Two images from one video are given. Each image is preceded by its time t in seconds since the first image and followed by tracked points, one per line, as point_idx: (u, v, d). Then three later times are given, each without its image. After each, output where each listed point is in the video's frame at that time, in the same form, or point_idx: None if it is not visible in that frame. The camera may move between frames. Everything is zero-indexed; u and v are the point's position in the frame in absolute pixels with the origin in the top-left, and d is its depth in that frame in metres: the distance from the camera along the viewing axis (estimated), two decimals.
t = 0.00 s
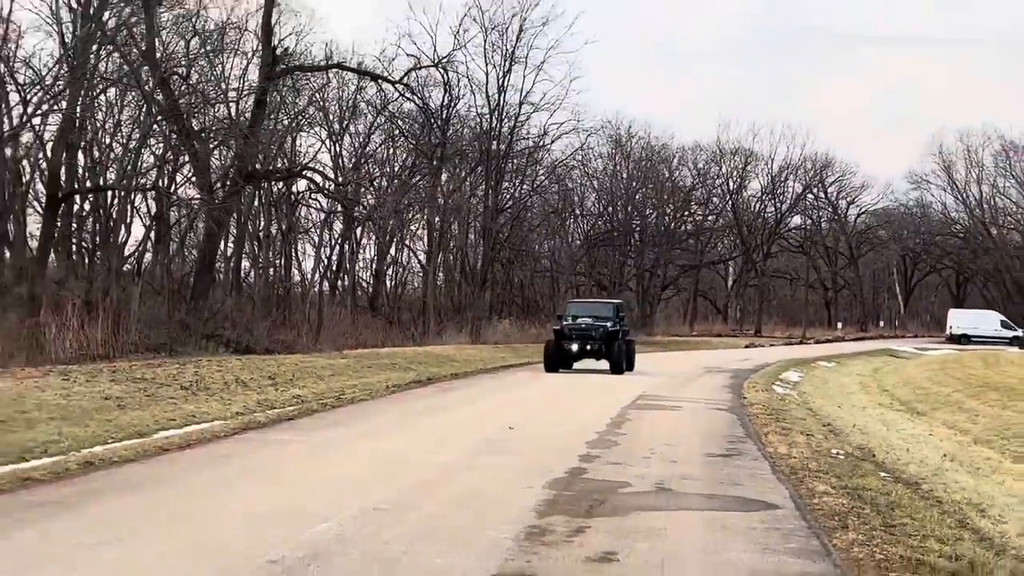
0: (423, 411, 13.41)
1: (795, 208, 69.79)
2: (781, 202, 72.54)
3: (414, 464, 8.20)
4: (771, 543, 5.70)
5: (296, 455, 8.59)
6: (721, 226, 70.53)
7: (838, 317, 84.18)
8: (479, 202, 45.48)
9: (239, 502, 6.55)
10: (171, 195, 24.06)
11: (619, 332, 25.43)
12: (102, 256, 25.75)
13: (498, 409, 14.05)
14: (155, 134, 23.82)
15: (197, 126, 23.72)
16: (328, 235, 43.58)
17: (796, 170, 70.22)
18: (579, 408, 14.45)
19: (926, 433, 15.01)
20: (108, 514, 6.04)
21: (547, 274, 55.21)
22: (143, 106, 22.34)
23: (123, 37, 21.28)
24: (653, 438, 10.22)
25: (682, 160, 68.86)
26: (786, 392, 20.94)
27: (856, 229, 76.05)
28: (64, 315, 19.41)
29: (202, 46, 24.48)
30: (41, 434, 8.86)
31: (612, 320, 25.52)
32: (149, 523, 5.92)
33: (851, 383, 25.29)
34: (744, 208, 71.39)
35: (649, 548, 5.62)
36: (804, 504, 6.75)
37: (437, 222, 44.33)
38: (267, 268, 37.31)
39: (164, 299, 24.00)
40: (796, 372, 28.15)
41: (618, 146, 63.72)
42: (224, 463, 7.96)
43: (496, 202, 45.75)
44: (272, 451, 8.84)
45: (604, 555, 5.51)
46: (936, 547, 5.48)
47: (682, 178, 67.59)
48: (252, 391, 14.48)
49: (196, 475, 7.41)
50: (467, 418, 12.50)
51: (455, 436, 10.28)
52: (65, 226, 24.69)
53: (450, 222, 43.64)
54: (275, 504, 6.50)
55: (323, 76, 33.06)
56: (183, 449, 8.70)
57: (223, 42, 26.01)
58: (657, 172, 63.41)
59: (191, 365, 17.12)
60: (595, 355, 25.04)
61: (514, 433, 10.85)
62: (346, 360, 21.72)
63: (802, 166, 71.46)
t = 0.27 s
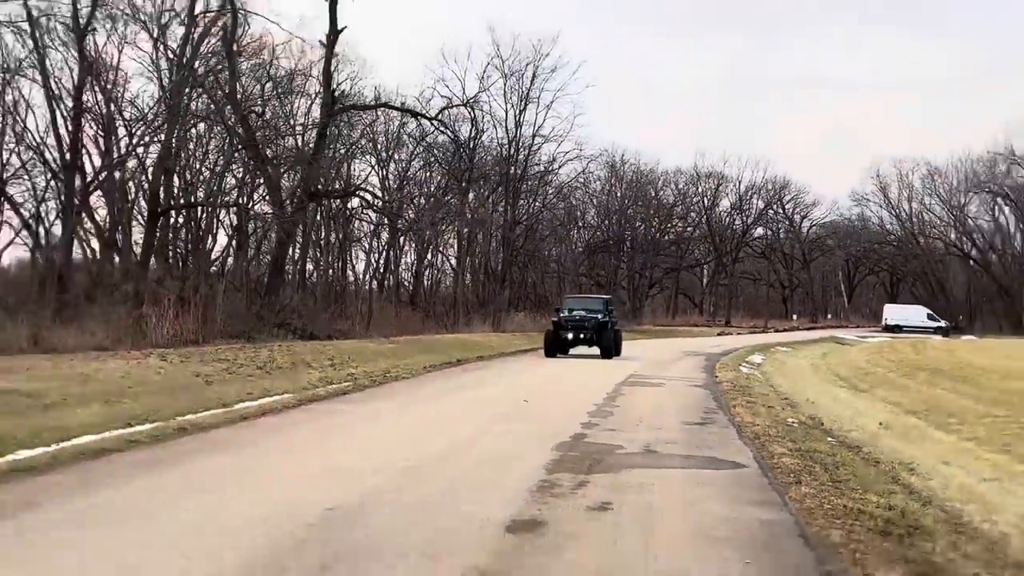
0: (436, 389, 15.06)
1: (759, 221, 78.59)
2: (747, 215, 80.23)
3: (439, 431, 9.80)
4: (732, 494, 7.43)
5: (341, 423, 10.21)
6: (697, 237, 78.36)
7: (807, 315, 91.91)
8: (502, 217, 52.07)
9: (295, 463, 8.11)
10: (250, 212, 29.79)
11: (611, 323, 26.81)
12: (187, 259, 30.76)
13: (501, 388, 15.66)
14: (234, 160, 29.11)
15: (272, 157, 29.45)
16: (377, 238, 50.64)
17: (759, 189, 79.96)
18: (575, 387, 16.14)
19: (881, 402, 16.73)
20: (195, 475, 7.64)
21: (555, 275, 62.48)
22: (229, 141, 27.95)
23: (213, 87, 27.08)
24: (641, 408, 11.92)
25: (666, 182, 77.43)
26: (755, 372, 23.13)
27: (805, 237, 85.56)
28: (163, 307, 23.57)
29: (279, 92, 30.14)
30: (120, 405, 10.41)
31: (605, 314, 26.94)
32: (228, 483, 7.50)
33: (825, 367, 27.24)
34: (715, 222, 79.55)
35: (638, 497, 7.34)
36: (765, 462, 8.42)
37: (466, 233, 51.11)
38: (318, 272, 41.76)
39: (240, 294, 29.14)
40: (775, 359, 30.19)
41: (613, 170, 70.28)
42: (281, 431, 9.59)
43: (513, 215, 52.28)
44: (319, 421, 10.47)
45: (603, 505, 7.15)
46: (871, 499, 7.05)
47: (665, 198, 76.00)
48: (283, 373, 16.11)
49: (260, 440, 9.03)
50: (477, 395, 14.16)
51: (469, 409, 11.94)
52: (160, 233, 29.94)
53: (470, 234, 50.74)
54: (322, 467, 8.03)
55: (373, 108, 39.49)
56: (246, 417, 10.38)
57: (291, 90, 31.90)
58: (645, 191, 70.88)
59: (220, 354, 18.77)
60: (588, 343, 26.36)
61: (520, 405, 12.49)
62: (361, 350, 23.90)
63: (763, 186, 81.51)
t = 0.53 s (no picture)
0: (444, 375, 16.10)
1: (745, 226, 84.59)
2: (734, 220, 85.95)
3: (454, 411, 10.79)
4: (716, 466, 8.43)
5: (365, 403, 11.23)
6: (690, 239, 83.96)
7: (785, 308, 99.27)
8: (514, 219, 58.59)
9: (327, 440, 9.08)
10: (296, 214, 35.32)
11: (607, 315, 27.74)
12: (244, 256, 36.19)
13: (505, 373, 16.64)
14: (284, 169, 34.79)
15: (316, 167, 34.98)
16: (406, 240, 56.30)
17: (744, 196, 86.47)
18: (574, 372, 17.17)
19: (858, 383, 17.83)
20: (242, 448, 8.64)
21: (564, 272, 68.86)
22: (278, 152, 33.42)
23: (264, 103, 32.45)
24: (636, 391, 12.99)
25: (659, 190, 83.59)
26: (740, 359, 24.65)
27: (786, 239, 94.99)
28: (222, 300, 27.43)
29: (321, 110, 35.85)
30: (160, 386, 11.33)
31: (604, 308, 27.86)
32: (271, 456, 8.48)
33: (811, 355, 28.57)
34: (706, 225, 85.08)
35: (636, 469, 8.33)
36: (748, 440, 9.39)
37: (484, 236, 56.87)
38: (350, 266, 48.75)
39: (294, 282, 34.17)
40: (765, 349, 31.65)
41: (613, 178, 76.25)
42: (313, 409, 10.62)
43: (525, 220, 58.65)
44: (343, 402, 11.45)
45: (605, 476, 8.12)
46: (842, 472, 7.99)
47: (660, 204, 81.83)
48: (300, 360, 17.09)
49: (296, 418, 10.04)
50: (484, 380, 15.17)
51: (478, 392, 12.94)
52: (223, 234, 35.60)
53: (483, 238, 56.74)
54: (351, 444, 9.00)
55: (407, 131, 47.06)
56: (280, 395, 11.40)
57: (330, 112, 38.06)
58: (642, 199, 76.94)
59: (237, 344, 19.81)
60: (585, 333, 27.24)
61: (524, 388, 13.48)
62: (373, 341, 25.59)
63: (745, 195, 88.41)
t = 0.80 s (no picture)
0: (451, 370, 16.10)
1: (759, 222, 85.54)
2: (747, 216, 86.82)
3: (467, 407, 10.80)
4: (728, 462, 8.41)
5: (375, 398, 11.24)
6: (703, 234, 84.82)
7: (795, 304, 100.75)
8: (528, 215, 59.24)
9: (338, 436, 9.09)
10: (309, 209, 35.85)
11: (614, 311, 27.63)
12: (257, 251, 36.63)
13: (512, 368, 16.62)
14: (297, 165, 35.26)
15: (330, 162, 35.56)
16: (418, 236, 56.95)
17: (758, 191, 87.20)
18: (581, 368, 17.17)
19: (865, 377, 17.85)
20: (254, 443, 8.68)
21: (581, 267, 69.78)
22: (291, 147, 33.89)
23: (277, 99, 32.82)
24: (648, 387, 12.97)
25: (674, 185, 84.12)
26: (753, 355, 24.65)
27: (800, 236, 96.16)
28: (234, 296, 27.69)
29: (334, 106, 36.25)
30: (168, 380, 11.32)
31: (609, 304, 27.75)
32: (283, 450, 8.50)
33: (818, 349, 28.63)
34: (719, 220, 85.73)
35: (648, 464, 8.32)
36: (759, 436, 9.38)
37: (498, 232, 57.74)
38: (363, 261, 49.48)
39: (307, 276, 34.66)
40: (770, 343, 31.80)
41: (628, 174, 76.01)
42: (324, 404, 10.62)
43: (539, 216, 59.50)
44: (353, 398, 11.44)
45: (616, 471, 8.12)
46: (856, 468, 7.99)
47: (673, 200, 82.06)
48: (306, 355, 17.09)
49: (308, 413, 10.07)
50: (491, 375, 15.17)
51: (487, 387, 12.93)
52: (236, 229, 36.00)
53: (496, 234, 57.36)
54: (361, 439, 9.00)
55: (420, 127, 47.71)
56: (291, 390, 11.42)
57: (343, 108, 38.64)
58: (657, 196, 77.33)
59: (244, 340, 19.83)
60: (592, 330, 27.12)
61: (533, 383, 13.49)
62: (384, 336, 25.80)
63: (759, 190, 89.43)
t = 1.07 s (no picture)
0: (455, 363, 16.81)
1: (751, 224, 87.88)
2: (740, 218, 88.97)
3: (477, 395, 11.52)
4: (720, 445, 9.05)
5: (388, 388, 11.91)
6: (699, 236, 86.44)
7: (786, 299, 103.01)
8: (536, 216, 60.06)
9: (357, 424, 9.74)
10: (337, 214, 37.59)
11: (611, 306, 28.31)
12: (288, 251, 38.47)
13: (513, 360, 17.32)
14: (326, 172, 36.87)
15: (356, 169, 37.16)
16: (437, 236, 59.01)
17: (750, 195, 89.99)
18: (579, 360, 17.89)
19: (846, 368, 18.67)
20: (281, 431, 9.34)
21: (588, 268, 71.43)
22: (319, 158, 35.52)
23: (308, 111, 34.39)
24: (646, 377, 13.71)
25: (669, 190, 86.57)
26: (744, 346, 25.74)
27: (788, 236, 97.13)
28: (269, 294, 29.13)
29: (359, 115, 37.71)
30: (190, 372, 11.94)
31: (608, 300, 28.37)
32: (308, 437, 9.16)
33: (804, 341, 29.90)
34: (715, 222, 87.53)
35: (645, 448, 8.98)
36: (748, 423, 10.03)
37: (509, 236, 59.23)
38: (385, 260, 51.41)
39: (334, 275, 36.45)
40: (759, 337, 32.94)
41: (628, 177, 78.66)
42: (342, 395, 11.30)
43: (548, 219, 60.43)
44: (366, 387, 12.08)
45: (617, 454, 8.77)
46: (841, 453, 8.67)
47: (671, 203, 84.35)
48: (316, 348, 17.78)
49: (328, 403, 10.75)
50: (494, 367, 15.87)
51: (491, 378, 13.61)
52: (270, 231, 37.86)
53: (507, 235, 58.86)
54: (378, 427, 9.66)
55: (439, 134, 49.50)
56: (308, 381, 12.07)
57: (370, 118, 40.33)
58: (656, 199, 79.87)
59: (253, 334, 20.50)
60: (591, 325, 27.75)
61: (532, 372, 14.15)
62: (392, 331, 26.75)
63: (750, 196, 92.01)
